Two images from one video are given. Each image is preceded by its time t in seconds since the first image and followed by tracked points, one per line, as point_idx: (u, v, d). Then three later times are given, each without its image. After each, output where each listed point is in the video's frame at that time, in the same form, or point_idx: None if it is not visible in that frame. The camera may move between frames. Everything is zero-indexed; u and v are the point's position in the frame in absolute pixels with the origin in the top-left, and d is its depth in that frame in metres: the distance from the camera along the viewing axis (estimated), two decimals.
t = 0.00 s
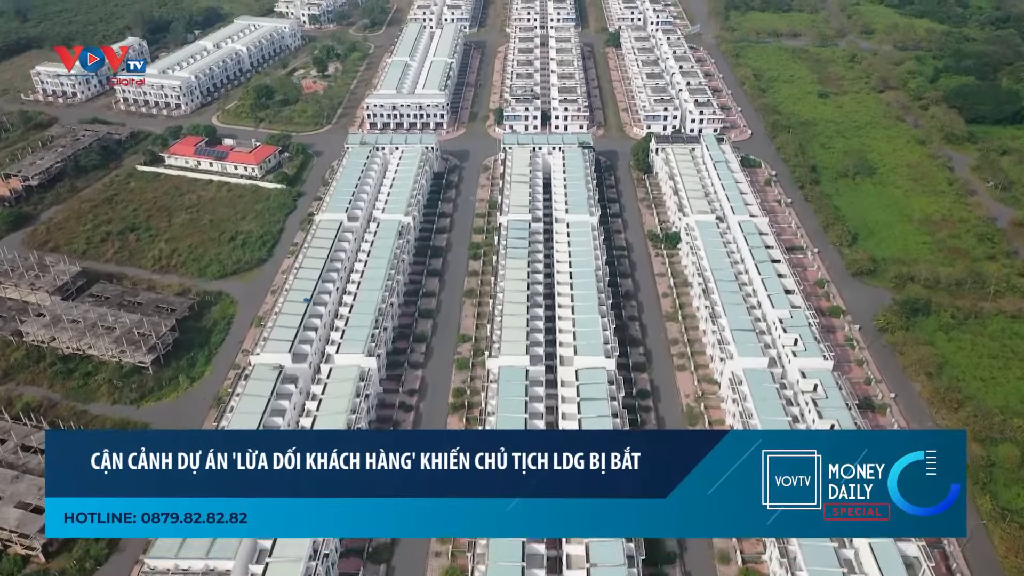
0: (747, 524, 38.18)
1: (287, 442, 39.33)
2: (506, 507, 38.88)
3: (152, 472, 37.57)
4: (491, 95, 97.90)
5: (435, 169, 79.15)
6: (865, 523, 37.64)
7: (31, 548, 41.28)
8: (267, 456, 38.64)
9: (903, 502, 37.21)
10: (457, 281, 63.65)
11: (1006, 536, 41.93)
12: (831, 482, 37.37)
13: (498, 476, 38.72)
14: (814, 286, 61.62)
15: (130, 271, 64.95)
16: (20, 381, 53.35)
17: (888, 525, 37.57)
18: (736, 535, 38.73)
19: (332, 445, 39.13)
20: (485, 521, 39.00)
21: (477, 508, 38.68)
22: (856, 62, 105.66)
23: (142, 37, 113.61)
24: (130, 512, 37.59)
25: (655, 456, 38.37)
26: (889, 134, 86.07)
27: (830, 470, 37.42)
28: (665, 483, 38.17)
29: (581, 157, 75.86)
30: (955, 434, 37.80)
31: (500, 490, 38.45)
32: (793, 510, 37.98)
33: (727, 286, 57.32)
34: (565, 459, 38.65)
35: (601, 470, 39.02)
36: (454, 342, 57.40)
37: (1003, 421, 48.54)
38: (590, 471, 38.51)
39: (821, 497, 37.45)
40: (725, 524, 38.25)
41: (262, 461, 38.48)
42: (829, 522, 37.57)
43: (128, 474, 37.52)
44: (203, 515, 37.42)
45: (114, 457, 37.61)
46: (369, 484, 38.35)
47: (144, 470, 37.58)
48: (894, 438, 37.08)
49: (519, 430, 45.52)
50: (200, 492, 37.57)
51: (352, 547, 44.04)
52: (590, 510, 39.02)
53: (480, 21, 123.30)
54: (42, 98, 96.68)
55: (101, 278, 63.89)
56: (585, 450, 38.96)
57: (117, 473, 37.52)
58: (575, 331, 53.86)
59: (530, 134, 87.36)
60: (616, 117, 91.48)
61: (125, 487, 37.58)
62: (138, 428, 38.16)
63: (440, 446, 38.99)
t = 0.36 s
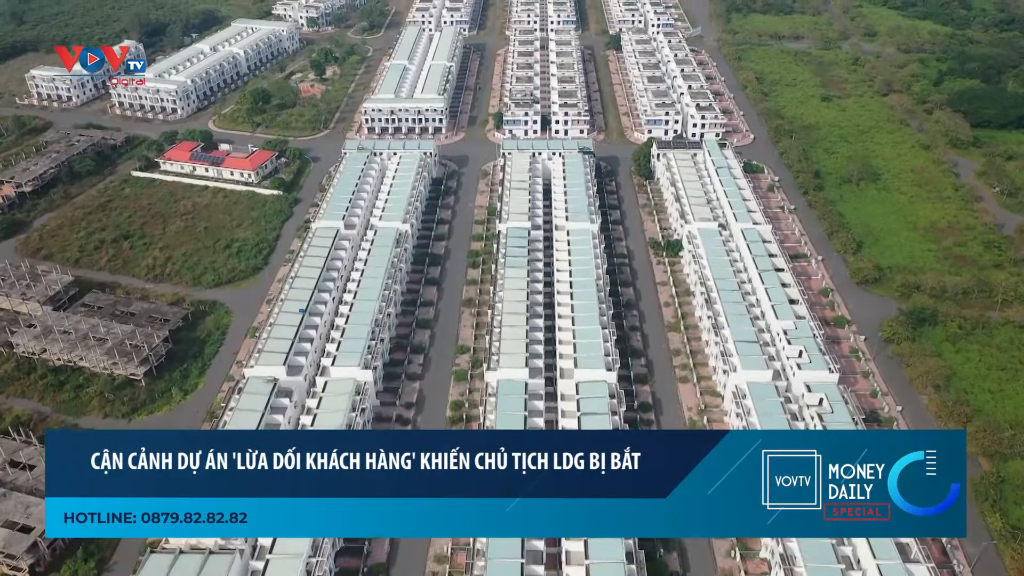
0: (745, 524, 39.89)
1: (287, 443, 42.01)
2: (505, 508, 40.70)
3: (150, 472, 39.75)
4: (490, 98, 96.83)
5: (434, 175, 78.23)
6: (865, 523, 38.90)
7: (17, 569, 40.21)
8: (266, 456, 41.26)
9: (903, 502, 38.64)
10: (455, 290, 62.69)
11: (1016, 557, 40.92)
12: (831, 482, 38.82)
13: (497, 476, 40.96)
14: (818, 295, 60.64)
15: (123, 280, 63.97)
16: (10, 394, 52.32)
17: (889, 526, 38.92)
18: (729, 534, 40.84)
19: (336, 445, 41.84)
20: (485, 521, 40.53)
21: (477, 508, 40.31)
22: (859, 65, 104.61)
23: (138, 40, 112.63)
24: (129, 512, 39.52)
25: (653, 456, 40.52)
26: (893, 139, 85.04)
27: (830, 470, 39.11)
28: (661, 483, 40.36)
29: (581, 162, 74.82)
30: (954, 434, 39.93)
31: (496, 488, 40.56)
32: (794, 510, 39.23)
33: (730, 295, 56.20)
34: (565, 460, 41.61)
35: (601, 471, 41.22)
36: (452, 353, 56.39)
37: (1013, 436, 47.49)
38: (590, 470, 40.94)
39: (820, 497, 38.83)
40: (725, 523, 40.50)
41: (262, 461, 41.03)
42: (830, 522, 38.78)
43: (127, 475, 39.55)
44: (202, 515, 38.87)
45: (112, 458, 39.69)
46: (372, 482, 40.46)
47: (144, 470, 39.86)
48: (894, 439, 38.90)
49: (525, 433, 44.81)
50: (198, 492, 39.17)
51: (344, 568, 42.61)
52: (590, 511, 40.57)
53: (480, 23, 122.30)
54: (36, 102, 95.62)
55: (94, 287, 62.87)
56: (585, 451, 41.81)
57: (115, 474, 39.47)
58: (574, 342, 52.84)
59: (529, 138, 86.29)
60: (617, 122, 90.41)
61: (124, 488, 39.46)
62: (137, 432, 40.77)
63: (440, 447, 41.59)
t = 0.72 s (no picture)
0: (747, 524, 38.69)
1: (287, 443, 40.83)
2: (506, 508, 39.74)
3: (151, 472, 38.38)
4: (489, 102, 95.82)
5: (432, 181, 77.20)
6: (864, 523, 37.91)
7: None
8: (267, 456, 40.06)
9: (903, 502, 37.59)
10: (453, 300, 61.66)
11: None
12: (831, 482, 37.70)
13: (497, 476, 39.49)
14: (822, 304, 59.63)
15: (116, 289, 62.94)
16: None
17: (888, 525, 37.92)
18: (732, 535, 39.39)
19: (334, 445, 40.43)
20: (485, 521, 39.71)
21: (476, 508, 39.28)
22: (862, 68, 103.58)
23: (134, 43, 111.58)
24: (129, 512, 38.01)
25: (654, 455, 39.26)
26: (897, 143, 84.00)
27: (830, 470, 37.81)
28: (663, 483, 38.92)
29: (581, 168, 73.75)
30: (952, 433, 38.75)
31: (500, 488, 39.20)
32: (794, 510, 38.29)
33: (733, 306, 55.17)
34: (565, 460, 39.85)
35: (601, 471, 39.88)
36: (450, 365, 55.38)
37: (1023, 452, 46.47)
38: (590, 471, 39.47)
39: (820, 497, 37.85)
40: (726, 524, 39.03)
41: (262, 461, 39.75)
42: (829, 522, 37.98)
43: (128, 474, 38.27)
44: (202, 515, 37.94)
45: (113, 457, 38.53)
46: (370, 482, 39.04)
47: (143, 469, 38.47)
48: (894, 438, 37.73)
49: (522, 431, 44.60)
50: (199, 491, 38.23)
51: None
52: (591, 510, 39.74)
53: (479, 25, 121.25)
54: (31, 106, 94.59)
55: (86, 296, 61.82)
56: (585, 450, 40.13)
57: (116, 473, 38.30)
58: (574, 355, 51.78)
59: (529, 143, 85.24)
60: (617, 126, 89.35)
61: (124, 487, 38.21)
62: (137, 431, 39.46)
63: (440, 446, 40.02)
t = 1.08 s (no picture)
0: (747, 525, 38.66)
1: (288, 442, 40.53)
2: (505, 508, 39.64)
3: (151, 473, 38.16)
4: (488, 107, 94.77)
5: (430, 187, 76.16)
6: (864, 523, 37.99)
7: None
8: (267, 456, 39.77)
9: (903, 502, 37.55)
10: (451, 310, 60.60)
11: None
12: (831, 482, 37.79)
13: (497, 476, 39.45)
14: (827, 315, 58.54)
15: (108, 299, 61.89)
16: None
17: (889, 526, 37.91)
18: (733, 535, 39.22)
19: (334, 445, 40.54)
20: (485, 521, 39.61)
21: (476, 508, 39.28)
22: (865, 71, 102.49)
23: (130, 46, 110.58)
24: (129, 512, 37.98)
25: (653, 456, 39.35)
26: (901, 148, 82.88)
27: (830, 470, 37.92)
28: (665, 483, 38.92)
29: (581, 175, 72.66)
30: (953, 433, 38.42)
31: (501, 488, 39.16)
32: (794, 510, 38.41)
33: (736, 317, 54.14)
34: (565, 459, 40.01)
35: (601, 471, 40.09)
36: (447, 377, 54.27)
37: None
38: (590, 471, 39.68)
39: (820, 497, 37.96)
40: (726, 524, 38.86)
41: (262, 461, 39.56)
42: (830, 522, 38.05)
43: (127, 474, 38.06)
44: (202, 515, 38.07)
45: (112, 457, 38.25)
46: (370, 483, 38.99)
47: (144, 470, 38.25)
48: (894, 439, 37.63)
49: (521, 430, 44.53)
50: (199, 492, 38.08)
51: None
52: (590, 511, 39.68)
53: (478, 28, 120.17)
54: (25, 111, 93.54)
55: (77, 307, 60.76)
56: (585, 451, 40.47)
57: (115, 473, 38.07)
58: (574, 368, 50.66)
59: (528, 148, 84.13)
60: (617, 131, 88.25)
61: (124, 486, 38.06)
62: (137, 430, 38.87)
63: (440, 446, 39.92)
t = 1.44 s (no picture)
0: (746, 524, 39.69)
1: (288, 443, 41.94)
2: (505, 508, 40.74)
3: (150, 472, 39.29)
4: (487, 111, 93.78)
5: (428, 194, 75.17)
6: (865, 523, 38.73)
7: None
8: (267, 456, 41.42)
9: (903, 502, 38.28)
10: (449, 319, 59.61)
11: None
12: (831, 482, 38.43)
13: (497, 476, 40.80)
14: (831, 325, 57.58)
15: (101, 308, 60.92)
16: None
17: (889, 525, 38.77)
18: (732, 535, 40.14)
19: (336, 445, 41.85)
20: (485, 520, 40.70)
21: (476, 507, 40.34)
22: (868, 74, 101.47)
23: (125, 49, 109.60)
24: (129, 512, 39.06)
25: (653, 456, 40.49)
26: (905, 153, 81.85)
27: (830, 470, 38.54)
28: (663, 483, 39.94)
29: (581, 181, 71.66)
30: (953, 432, 39.14)
31: (499, 488, 40.43)
32: (795, 510, 39.03)
33: (739, 328, 53.22)
34: (565, 460, 41.25)
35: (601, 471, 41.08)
36: (445, 390, 53.28)
37: None
38: (590, 471, 40.77)
39: (820, 497, 38.62)
40: (726, 523, 39.79)
41: (262, 461, 41.13)
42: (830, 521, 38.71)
43: (127, 474, 39.14)
44: (203, 515, 39.19)
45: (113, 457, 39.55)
46: (372, 482, 40.32)
47: (144, 470, 39.40)
48: (895, 439, 38.03)
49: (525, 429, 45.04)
50: (198, 491, 39.20)
51: None
52: (587, 510, 40.69)
53: (477, 30, 119.07)
54: (19, 115, 92.54)
55: (69, 317, 59.80)
56: (585, 451, 41.43)
57: (115, 473, 39.20)
58: (574, 382, 49.68)
59: (528, 153, 83.11)
60: (618, 135, 87.23)
61: (125, 486, 39.08)
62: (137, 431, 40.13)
63: (440, 447, 41.38)
